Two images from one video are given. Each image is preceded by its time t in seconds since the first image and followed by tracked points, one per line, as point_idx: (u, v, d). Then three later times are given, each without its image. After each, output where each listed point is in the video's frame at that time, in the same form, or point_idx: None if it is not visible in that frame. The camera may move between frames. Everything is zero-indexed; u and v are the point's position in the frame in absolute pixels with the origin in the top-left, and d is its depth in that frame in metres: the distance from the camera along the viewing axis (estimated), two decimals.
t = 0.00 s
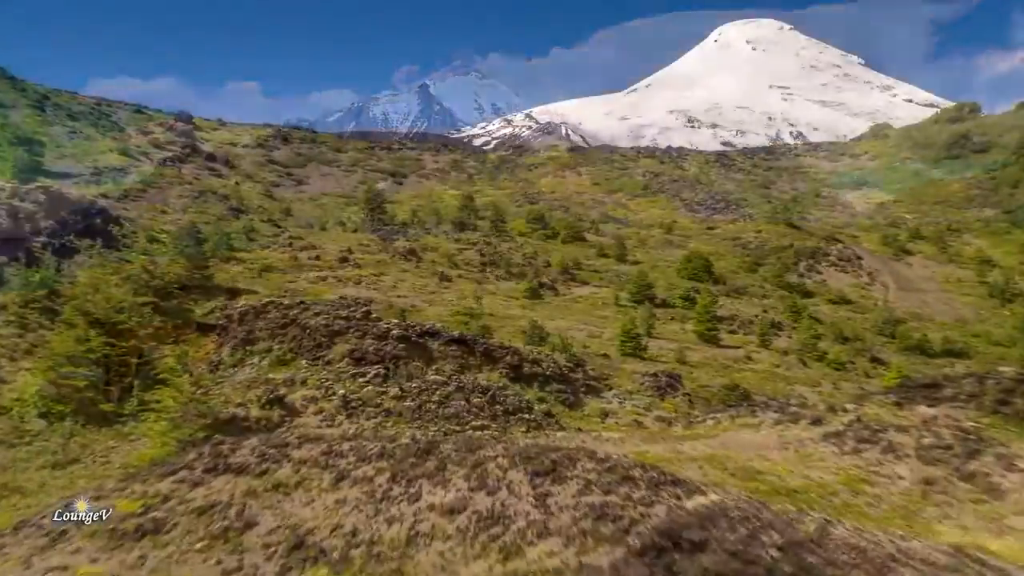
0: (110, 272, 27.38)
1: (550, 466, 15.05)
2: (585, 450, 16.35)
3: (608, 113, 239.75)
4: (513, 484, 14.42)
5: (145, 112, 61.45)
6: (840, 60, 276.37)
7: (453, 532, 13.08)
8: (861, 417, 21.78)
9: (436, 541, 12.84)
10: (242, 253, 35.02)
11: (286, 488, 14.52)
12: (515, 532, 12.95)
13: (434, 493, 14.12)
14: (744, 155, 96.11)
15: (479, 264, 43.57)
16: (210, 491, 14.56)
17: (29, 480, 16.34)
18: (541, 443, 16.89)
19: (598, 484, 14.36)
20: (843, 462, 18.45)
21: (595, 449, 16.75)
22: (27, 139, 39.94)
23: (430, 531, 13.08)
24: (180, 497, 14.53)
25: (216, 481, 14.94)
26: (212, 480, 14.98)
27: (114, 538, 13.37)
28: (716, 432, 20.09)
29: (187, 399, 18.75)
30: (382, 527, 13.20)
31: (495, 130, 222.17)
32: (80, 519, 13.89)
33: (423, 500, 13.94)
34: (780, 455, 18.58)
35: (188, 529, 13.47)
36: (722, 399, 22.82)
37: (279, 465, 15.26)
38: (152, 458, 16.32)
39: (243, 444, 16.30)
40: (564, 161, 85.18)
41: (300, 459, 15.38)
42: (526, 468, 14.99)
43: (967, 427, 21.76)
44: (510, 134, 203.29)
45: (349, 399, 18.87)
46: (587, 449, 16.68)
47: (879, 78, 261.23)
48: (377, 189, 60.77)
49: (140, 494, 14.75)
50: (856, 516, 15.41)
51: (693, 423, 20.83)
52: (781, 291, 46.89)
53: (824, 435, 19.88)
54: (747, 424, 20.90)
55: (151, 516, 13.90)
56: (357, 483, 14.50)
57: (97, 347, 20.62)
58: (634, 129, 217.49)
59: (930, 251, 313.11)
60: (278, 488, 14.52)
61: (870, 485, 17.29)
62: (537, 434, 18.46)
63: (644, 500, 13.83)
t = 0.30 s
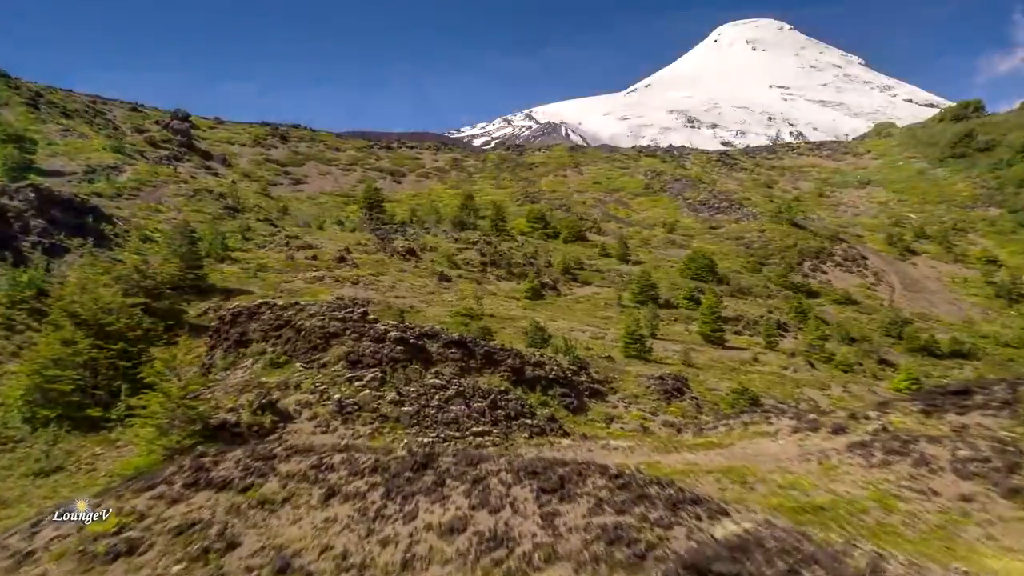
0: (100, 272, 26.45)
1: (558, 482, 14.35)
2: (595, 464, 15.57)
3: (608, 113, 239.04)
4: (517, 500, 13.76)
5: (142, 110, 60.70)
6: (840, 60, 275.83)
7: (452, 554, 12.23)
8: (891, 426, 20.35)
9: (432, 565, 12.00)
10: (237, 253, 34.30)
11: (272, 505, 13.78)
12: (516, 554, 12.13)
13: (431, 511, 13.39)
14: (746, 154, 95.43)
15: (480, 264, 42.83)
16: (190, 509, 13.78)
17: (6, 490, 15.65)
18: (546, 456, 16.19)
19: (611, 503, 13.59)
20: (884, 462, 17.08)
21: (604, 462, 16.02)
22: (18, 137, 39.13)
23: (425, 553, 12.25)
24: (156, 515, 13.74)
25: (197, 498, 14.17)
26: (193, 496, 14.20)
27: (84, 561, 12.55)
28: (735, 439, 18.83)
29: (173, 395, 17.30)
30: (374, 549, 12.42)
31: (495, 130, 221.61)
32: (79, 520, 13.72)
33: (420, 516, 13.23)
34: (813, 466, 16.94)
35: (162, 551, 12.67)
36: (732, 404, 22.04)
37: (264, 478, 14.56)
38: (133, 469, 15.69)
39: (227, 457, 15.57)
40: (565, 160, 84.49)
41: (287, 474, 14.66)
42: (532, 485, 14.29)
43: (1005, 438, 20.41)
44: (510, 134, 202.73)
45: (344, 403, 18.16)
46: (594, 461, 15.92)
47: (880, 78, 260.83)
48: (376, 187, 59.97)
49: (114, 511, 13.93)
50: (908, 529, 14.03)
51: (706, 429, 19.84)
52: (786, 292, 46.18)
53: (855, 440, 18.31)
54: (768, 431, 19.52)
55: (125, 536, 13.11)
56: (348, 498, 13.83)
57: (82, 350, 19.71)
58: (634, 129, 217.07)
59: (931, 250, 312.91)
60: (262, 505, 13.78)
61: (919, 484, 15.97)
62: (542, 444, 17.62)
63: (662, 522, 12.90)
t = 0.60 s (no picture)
0: (88, 271, 25.55)
1: (565, 501, 13.10)
2: (603, 481, 14.55)
3: (608, 113, 238.63)
4: (522, 520, 12.38)
5: (138, 109, 60.03)
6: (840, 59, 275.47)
7: None
8: (918, 435, 19.29)
9: None
10: (232, 253, 33.57)
11: (255, 525, 12.31)
12: None
13: (428, 533, 11.94)
14: (747, 154, 94.88)
15: (480, 264, 42.14)
16: (166, 529, 12.24)
17: None
18: (551, 472, 15.04)
19: (625, 526, 12.13)
20: (918, 478, 15.15)
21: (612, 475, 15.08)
22: (10, 134, 38.25)
23: None
24: (128, 536, 12.11)
25: (173, 517, 12.68)
26: (169, 516, 12.72)
27: None
28: (748, 447, 17.96)
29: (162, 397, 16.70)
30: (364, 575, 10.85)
31: (495, 130, 221.27)
32: (78, 519, 12.73)
33: (419, 540, 11.75)
34: (838, 481, 15.11)
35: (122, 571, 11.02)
36: (740, 407, 21.32)
37: (246, 496, 13.23)
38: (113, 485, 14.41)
39: (207, 472, 14.34)
40: (566, 160, 83.95)
41: (272, 490, 13.42)
42: (538, 505, 12.96)
43: None
44: (509, 134, 202.35)
45: (338, 408, 17.42)
46: (600, 475, 15.12)
47: (879, 79, 260.68)
48: (375, 186, 59.31)
49: (81, 533, 12.24)
50: (953, 553, 11.59)
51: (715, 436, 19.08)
52: (791, 292, 45.49)
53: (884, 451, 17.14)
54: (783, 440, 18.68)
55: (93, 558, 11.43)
56: (338, 517, 12.41)
57: (69, 352, 18.94)
58: (634, 129, 216.73)
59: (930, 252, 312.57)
60: (244, 525, 12.31)
61: (959, 502, 13.62)
62: (545, 452, 16.79)
63: (682, 548, 11.32)
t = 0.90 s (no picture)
0: (76, 271, 24.72)
1: (574, 526, 12.28)
2: (613, 499, 13.84)
3: (608, 112, 237.96)
4: (526, 545, 11.67)
5: (133, 106, 59.26)
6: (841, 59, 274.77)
7: None
8: (949, 446, 18.32)
9: None
10: (226, 252, 32.81)
11: (232, 550, 11.50)
12: None
13: (422, 560, 11.19)
14: (750, 152, 94.08)
15: (479, 263, 41.38)
16: (134, 554, 11.37)
17: None
18: (557, 490, 14.16)
19: (641, 556, 11.27)
20: (954, 495, 14.23)
21: (620, 490, 14.34)
22: None
23: None
24: (92, 561, 11.22)
25: (143, 541, 11.81)
26: (138, 539, 11.84)
27: None
28: (760, 456, 17.23)
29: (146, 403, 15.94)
30: None
31: (495, 130, 220.58)
32: (78, 519, 12.56)
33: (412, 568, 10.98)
34: (868, 498, 14.24)
35: None
36: (751, 411, 20.60)
37: (224, 515, 12.46)
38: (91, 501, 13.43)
39: (182, 489, 13.45)
40: (566, 158, 83.23)
41: (251, 510, 12.60)
42: (543, 530, 12.18)
43: None
44: (509, 133, 201.35)
45: (332, 414, 16.68)
46: (606, 488, 14.39)
47: (880, 78, 259.97)
48: (373, 184, 58.58)
49: (40, 559, 11.34)
50: None
51: (725, 444, 18.35)
52: (796, 293, 44.75)
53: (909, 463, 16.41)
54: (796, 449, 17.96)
55: None
56: (322, 542, 11.66)
57: (52, 355, 18.15)
58: (634, 128, 216.13)
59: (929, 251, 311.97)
60: (220, 550, 11.49)
61: (1004, 523, 12.70)
62: (548, 461, 16.03)
63: None
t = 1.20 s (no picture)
0: (63, 272, 23.91)
1: (585, 557, 11.35)
2: (623, 517, 13.07)
3: (608, 112, 237.43)
4: None
5: (128, 103, 58.45)
6: (841, 58, 274.12)
7: None
8: (986, 460, 17.42)
9: None
10: (220, 252, 32.06)
11: None
12: None
13: None
14: (752, 150, 93.34)
15: (479, 263, 40.61)
16: None
17: None
18: (564, 512, 13.16)
19: None
20: (1001, 516, 13.30)
21: (630, 507, 13.57)
22: None
23: None
24: None
25: (104, 570, 10.96)
26: (99, 568, 11.02)
27: None
28: (774, 467, 16.51)
29: (129, 408, 15.03)
30: None
31: (495, 130, 219.89)
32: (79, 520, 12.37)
33: None
34: (904, 518, 13.42)
35: None
36: (760, 418, 19.82)
37: (194, 540, 11.69)
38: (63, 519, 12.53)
39: (150, 512, 12.65)
40: (567, 157, 82.47)
41: (225, 535, 11.83)
42: (550, 562, 11.23)
43: None
44: (509, 133, 200.68)
45: (324, 420, 15.93)
46: (615, 505, 13.64)
47: (880, 78, 259.30)
48: (371, 183, 57.84)
49: None
50: None
51: (736, 452, 17.62)
52: (801, 293, 43.99)
53: (942, 480, 15.56)
54: (812, 460, 17.20)
55: None
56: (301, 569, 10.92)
57: (32, 358, 17.15)
58: (634, 128, 215.47)
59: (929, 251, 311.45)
60: None
61: None
62: (551, 470, 15.32)
63: None
